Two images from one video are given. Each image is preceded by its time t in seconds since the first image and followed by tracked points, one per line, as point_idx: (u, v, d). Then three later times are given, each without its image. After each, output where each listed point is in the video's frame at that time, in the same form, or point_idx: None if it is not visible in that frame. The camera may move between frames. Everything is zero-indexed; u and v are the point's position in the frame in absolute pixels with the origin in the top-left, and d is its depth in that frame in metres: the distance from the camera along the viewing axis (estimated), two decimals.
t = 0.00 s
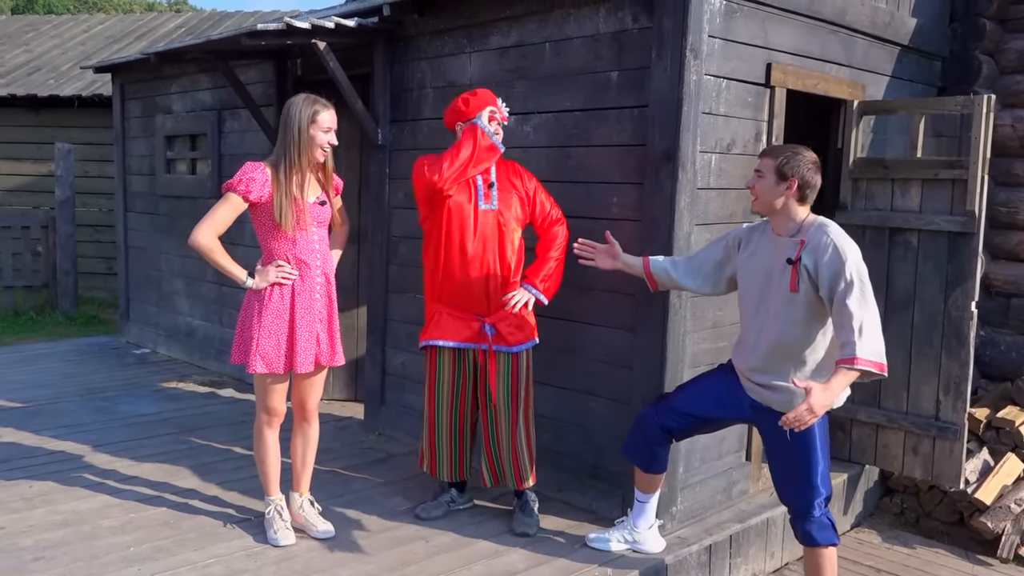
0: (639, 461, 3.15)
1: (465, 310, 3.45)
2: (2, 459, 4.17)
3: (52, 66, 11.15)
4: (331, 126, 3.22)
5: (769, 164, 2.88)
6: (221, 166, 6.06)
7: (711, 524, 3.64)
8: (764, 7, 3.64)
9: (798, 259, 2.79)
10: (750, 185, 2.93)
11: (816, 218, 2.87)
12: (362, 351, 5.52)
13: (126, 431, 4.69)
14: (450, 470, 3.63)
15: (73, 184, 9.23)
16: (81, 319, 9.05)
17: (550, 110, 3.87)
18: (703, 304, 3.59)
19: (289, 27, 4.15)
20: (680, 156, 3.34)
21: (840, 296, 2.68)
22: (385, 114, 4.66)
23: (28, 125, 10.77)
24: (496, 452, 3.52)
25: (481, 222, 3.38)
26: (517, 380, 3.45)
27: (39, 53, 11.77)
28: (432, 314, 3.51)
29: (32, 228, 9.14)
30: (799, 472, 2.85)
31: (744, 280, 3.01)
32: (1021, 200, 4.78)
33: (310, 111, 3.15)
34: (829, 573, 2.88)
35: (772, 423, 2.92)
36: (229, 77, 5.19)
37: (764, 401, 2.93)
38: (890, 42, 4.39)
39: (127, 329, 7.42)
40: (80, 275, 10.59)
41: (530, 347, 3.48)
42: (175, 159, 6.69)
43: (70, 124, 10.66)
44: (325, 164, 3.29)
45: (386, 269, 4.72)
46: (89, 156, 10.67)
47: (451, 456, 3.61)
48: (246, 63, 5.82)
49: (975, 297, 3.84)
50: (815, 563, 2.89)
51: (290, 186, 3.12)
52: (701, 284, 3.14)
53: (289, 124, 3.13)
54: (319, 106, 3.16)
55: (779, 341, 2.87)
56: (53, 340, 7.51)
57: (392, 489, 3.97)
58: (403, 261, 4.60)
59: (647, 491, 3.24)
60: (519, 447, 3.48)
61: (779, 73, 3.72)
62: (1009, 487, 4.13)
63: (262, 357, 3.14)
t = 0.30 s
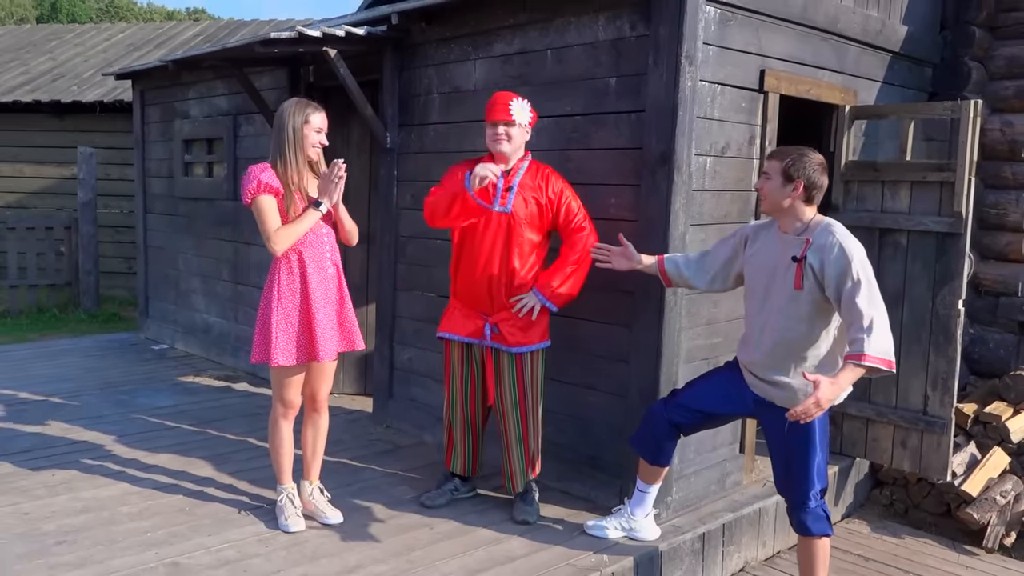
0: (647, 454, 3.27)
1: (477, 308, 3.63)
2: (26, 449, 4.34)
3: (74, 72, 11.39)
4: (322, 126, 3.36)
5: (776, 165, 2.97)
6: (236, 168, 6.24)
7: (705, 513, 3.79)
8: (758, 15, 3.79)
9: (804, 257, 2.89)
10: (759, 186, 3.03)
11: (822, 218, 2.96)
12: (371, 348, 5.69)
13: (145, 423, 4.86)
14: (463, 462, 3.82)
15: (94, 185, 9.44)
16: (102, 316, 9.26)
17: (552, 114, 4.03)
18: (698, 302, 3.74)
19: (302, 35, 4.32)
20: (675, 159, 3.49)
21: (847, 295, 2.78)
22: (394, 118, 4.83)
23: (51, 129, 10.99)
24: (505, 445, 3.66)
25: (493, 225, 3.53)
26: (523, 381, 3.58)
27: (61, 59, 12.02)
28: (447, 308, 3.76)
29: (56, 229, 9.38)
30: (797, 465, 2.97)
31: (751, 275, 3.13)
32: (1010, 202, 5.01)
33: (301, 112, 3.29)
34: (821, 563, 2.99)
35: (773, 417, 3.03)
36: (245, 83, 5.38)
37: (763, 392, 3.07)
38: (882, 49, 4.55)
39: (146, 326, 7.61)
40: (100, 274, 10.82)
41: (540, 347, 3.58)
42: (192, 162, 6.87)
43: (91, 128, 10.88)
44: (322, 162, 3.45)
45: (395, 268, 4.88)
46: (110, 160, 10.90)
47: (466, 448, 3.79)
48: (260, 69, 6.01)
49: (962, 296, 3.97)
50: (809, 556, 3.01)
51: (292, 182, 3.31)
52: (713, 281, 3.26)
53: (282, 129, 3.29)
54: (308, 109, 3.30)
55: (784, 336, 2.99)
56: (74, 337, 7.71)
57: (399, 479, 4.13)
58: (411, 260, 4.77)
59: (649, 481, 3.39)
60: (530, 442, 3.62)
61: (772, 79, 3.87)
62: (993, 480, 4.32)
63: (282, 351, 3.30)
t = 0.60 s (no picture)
0: (644, 451, 3.30)
1: (470, 303, 3.65)
2: (21, 447, 4.34)
3: (70, 70, 11.37)
4: (322, 121, 3.35)
5: (782, 161, 2.96)
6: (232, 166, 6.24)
7: (699, 510, 3.80)
8: (753, 13, 3.80)
9: (809, 255, 2.88)
10: (764, 182, 3.03)
11: (827, 214, 2.96)
12: (367, 345, 5.70)
13: (140, 421, 4.86)
14: (449, 456, 3.81)
15: (89, 183, 9.42)
16: (98, 314, 9.25)
17: (547, 112, 4.04)
18: (694, 298, 3.74)
19: (297, 32, 4.32)
20: (670, 156, 3.49)
21: (855, 293, 2.79)
22: (390, 116, 4.83)
23: (46, 127, 10.97)
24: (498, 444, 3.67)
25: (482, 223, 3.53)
26: (516, 382, 3.59)
27: (58, 57, 11.99)
28: (443, 304, 3.78)
29: (52, 226, 9.38)
30: (793, 462, 2.98)
31: (750, 272, 3.11)
32: (1004, 200, 5.04)
33: (300, 110, 3.28)
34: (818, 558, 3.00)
35: (770, 414, 3.04)
36: (240, 80, 5.37)
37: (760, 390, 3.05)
38: (877, 47, 4.55)
39: (142, 323, 7.60)
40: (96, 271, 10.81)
41: (534, 346, 3.59)
42: (188, 159, 6.87)
43: (88, 126, 10.86)
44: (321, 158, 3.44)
45: (390, 265, 4.88)
46: (106, 158, 10.88)
47: (454, 445, 3.80)
48: (256, 66, 6.00)
49: (956, 293, 3.98)
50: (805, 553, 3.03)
51: (292, 181, 3.30)
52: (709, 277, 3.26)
53: (281, 126, 3.28)
54: (307, 106, 3.29)
55: (785, 333, 2.97)
56: (70, 334, 7.70)
57: (394, 476, 4.14)
58: (407, 257, 4.77)
59: (645, 478, 3.40)
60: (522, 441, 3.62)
61: (767, 76, 3.88)
62: (987, 477, 4.34)
63: (267, 345, 3.31)
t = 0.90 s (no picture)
0: (642, 449, 3.30)
1: (464, 298, 3.64)
2: (17, 448, 4.33)
3: (63, 69, 11.33)
4: (321, 117, 3.34)
5: (785, 154, 2.95)
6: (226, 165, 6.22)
7: (696, 504, 3.80)
8: (747, 6, 3.79)
9: (814, 247, 2.87)
10: (766, 175, 3.02)
11: (829, 207, 2.96)
12: (363, 343, 5.69)
13: (136, 421, 4.85)
14: (449, 455, 3.81)
15: (83, 182, 9.39)
16: (93, 314, 9.23)
17: (541, 107, 4.03)
18: (689, 293, 3.74)
19: (289, 29, 4.30)
20: (664, 151, 3.49)
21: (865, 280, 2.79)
22: (383, 113, 4.82)
23: (39, 127, 10.93)
24: (492, 442, 3.67)
25: (468, 217, 3.52)
26: (510, 381, 3.59)
27: (50, 56, 11.94)
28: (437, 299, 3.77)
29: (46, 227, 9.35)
30: (790, 454, 2.97)
31: (750, 264, 3.08)
32: (999, 191, 5.04)
33: (297, 106, 3.28)
34: (815, 552, 2.99)
35: (766, 409, 3.04)
36: (233, 78, 5.36)
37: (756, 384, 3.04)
38: (871, 39, 4.55)
39: (137, 323, 7.59)
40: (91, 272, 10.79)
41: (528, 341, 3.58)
42: (182, 158, 6.85)
43: (81, 126, 10.84)
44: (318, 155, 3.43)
45: (385, 262, 4.88)
46: (100, 158, 10.84)
47: (451, 443, 3.80)
48: (249, 64, 5.99)
49: (951, 286, 3.98)
50: (803, 549, 3.02)
51: (291, 180, 3.28)
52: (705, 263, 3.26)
53: (280, 123, 3.27)
54: (304, 102, 3.29)
55: (787, 325, 2.94)
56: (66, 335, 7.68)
57: (391, 474, 4.13)
58: (402, 254, 4.76)
59: (642, 475, 3.40)
60: (517, 438, 3.62)
61: (761, 70, 3.87)
62: (984, 469, 4.35)
63: (257, 344, 3.30)
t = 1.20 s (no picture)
0: (640, 452, 3.29)
1: (462, 299, 3.62)
2: (8, 449, 4.30)
3: (53, 68, 11.27)
4: (318, 118, 3.31)
5: (795, 150, 2.89)
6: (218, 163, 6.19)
7: (690, 502, 3.79)
8: (740, 3, 3.78)
9: (824, 239, 2.83)
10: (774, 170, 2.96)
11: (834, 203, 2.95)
12: (356, 342, 5.67)
13: (128, 421, 4.82)
14: (450, 456, 3.80)
15: (74, 181, 9.34)
16: (85, 314, 9.18)
17: (534, 105, 4.02)
18: (683, 290, 3.74)
19: (281, 27, 4.28)
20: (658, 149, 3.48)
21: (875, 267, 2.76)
22: (376, 111, 4.80)
23: (29, 126, 10.88)
24: (490, 441, 3.66)
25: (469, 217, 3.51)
26: (510, 379, 3.58)
27: (40, 54, 11.88)
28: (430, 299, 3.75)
29: (37, 226, 9.30)
30: (787, 452, 2.96)
31: (751, 256, 3.04)
32: (991, 188, 5.06)
33: (295, 105, 3.25)
34: (810, 550, 2.99)
35: (764, 408, 3.03)
36: (225, 76, 5.33)
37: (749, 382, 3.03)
38: (863, 36, 4.55)
39: (129, 323, 7.56)
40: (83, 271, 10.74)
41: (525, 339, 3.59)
42: (173, 157, 6.82)
43: (72, 124, 10.78)
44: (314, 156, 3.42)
45: (379, 261, 4.86)
46: (91, 156, 10.79)
47: (449, 443, 3.78)
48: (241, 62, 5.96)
49: (944, 283, 3.97)
50: (797, 547, 3.02)
51: (283, 181, 3.28)
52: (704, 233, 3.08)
53: (276, 123, 3.25)
54: (302, 102, 3.26)
55: (791, 318, 2.91)
56: (57, 334, 7.65)
57: (385, 473, 4.12)
58: (395, 252, 4.75)
59: (636, 476, 3.40)
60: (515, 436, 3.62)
61: (754, 67, 3.87)
62: (977, 465, 4.38)
63: (251, 345, 3.27)
